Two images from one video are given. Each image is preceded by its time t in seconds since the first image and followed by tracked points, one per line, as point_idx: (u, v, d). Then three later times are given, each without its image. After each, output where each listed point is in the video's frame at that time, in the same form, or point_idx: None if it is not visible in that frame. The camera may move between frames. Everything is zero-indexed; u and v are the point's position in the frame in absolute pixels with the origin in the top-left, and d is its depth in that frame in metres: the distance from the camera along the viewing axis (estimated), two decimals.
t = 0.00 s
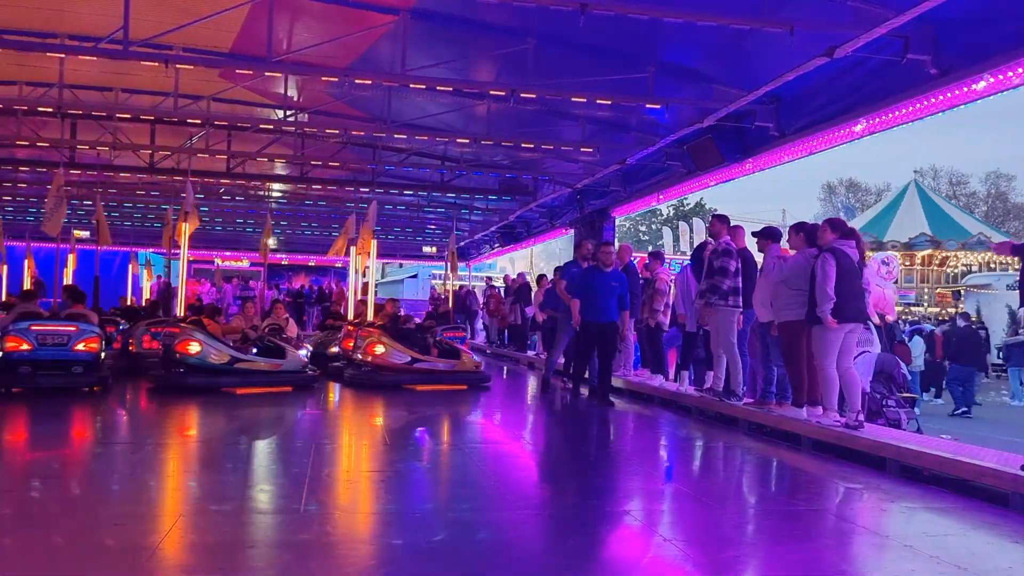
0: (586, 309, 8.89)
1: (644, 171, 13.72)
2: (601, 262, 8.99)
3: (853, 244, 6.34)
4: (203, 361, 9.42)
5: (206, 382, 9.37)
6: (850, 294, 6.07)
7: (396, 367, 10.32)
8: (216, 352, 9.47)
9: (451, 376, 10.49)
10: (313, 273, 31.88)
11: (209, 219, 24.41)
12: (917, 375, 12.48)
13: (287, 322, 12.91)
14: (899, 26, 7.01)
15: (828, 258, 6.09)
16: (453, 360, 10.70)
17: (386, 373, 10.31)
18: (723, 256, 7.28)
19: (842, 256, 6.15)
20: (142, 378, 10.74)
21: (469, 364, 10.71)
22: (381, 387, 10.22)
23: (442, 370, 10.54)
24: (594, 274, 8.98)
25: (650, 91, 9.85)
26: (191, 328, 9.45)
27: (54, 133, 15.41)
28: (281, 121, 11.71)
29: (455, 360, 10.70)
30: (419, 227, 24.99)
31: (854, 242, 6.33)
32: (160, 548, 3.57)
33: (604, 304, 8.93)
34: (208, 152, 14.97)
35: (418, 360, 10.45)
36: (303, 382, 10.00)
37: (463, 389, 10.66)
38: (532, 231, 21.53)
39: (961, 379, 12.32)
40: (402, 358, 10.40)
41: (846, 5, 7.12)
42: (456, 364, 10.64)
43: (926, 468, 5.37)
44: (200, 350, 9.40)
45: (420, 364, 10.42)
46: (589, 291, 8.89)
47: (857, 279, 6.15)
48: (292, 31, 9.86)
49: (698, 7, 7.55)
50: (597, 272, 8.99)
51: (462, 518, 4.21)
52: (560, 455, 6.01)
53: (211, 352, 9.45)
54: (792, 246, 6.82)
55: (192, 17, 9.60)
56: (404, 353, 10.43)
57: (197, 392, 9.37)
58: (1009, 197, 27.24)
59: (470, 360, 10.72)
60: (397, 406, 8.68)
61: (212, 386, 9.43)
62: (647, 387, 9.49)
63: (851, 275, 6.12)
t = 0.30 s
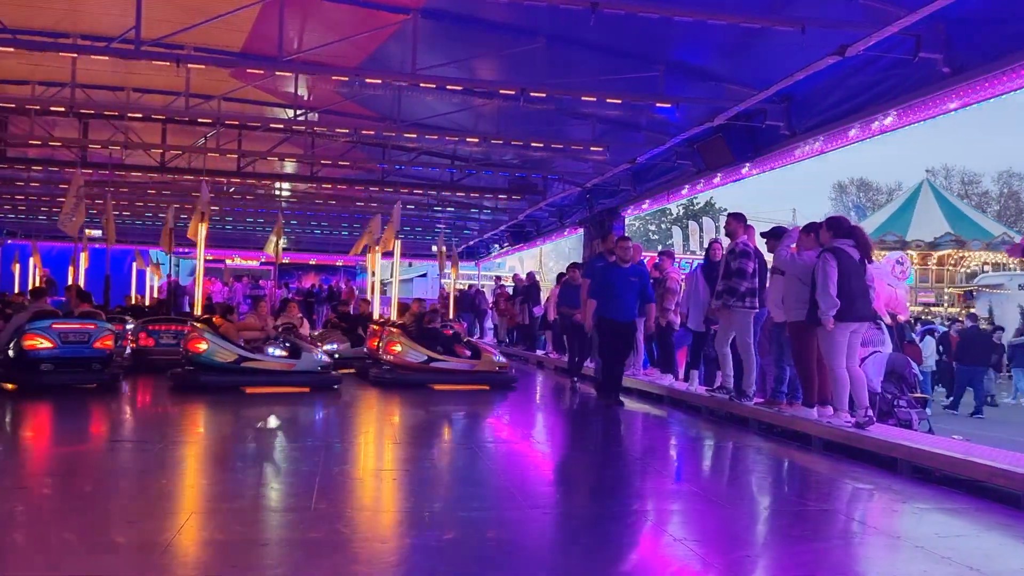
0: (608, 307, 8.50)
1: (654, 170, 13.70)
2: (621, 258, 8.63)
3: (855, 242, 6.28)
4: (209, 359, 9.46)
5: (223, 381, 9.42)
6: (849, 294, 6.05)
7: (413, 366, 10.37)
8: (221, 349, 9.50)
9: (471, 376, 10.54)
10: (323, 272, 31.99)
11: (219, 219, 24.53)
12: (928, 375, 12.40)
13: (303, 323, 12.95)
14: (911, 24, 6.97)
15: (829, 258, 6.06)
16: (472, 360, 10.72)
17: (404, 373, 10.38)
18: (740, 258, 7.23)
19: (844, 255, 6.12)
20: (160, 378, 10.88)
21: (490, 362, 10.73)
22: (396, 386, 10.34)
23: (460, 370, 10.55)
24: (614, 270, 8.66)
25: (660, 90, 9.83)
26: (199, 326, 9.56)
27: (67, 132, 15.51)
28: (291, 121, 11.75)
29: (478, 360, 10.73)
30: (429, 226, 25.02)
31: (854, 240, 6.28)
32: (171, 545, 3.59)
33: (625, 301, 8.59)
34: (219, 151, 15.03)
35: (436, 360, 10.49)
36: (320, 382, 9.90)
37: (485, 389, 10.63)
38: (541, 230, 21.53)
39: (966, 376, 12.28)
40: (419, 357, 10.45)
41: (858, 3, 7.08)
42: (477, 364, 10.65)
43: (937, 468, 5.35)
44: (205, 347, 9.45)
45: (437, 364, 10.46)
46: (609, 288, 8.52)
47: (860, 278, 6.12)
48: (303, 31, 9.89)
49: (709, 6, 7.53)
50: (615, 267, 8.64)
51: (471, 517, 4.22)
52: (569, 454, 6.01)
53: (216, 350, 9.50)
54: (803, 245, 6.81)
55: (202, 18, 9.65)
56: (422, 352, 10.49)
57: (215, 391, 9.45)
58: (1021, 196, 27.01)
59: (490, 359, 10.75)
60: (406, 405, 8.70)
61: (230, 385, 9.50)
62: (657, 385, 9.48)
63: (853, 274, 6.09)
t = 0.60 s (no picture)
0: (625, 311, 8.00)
1: (664, 169, 13.67)
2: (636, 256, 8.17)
3: (861, 238, 6.22)
4: (238, 358, 9.58)
5: (253, 379, 9.43)
6: (856, 291, 6.02)
7: (418, 365, 10.45)
8: (249, 348, 9.58)
9: (480, 376, 10.51)
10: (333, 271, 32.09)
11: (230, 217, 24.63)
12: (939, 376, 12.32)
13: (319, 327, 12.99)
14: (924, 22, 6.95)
15: (832, 256, 6.05)
16: (477, 360, 10.61)
17: (410, 372, 10.47)
18: (755, 259, 7.19)
19: (847, 253, 6.11)
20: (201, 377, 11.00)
21: (495, 364, 10.61)
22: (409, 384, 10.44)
23: (466, 370, 10.53)
24: (630, 269, 8.10)
25: (670, 88, 9.81)
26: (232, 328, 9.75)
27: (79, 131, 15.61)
28: (302, 120, 11.79)
29: (479, 360, 10.64)
30: (438, 225, 25.04)
31: (858, 237, 6.25)
32: (183, 541, 3.62)
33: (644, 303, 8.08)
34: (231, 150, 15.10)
35: (439, 358, 10.49)
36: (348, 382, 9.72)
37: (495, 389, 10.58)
38: (551, 229, 21.52)
39: (967, 371, 12.34)
40: (423, 356, 10.49)
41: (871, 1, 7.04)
42: (480, 364, 10.59)
43: (950, 469, 5.32)
44: (234, 346, 9.58)
45: (440, 363, 10.46)
46: (626, 288, 8.04)
47: (865, 276, 6.08)
48: (314, 30, 9.93)
49: (720, 4, 7.50)
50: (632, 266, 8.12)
51: (482, 515, 4.23)
52: (579, 454, 6.00)
53: (244, 349, 9.58)
54: (813, 244, 6.78)
55: (214, 16, 9.68)
56: (425, 350, 10.53)
57: (246, 390, 9.47)
58: None
59: (498, 360, 10.64)
60: (415, 403, 8.72)
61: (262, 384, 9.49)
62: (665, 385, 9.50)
63: (858, 273, 6.05)
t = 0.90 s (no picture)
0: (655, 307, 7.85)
1: (678, 166, 13.61)
2: (665, 253, 8.04)
3: (877, 234, 6.18)
4: (279, 357, 9.63)
5: (294, 378, 9.48)
6: (872, 287, 5.97)
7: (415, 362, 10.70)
8: (290, 347, 9.61)
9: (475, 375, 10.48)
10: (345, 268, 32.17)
11: (244, 215, 24.72)
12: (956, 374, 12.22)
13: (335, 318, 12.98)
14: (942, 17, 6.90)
15: (847, 253, 6.04)
16: (470, 359, 10.60)
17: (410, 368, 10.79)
18: (767, 256, 7.15)
19: (863, 250, 6.08)
20: (245, 373, 11.07)
21: (489, 364, 10.58)
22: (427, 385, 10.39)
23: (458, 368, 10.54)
24: (657, 265, 7.95)
25: (684, 85, 9.77)
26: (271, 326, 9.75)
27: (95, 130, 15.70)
28: (315, 118, 11.81)
29: (471, 358, 10.61)
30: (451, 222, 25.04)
31: (873, 234, 6.21)
32: (198, 537, 3.63)
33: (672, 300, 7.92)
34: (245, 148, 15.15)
35: (433, 356, 10.61)
36: (388, 382, 9.67)
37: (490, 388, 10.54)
38: (564, 226, 21.48)
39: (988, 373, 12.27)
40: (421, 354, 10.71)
41: None
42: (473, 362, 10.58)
43: (967, 468, 5.27)
44: (274, 345, 9.63)
45: (434, 360, 10.58)
46: (657, 286, 7.87)
47: (882, 273, 6.03)
48: (327, 28, 9.94)
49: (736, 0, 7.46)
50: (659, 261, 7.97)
51: (496, 513, 4.22)
52: (593, 452, 5.99)
53: (284, 347, 9.62)
54: (828, 241, 6.75)
55: (228, 14, 9.71)
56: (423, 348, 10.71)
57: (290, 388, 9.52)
58: None
59: (492, 359, 10.58)
60: (429, 401, 8.72)
61: (306, 383, 9.53)
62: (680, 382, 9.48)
63: (874, 269, 6.01)
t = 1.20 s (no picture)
0: (693, 304, 7.44)
1: (697, 163, 13.54)
2: (708, 246, 7.64)
3: (903, 232, 6.09)
4: (323, 354, 9.61)
5: (333, 377, 9.50)
6: (899, 286, 5.91)
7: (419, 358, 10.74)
8: (335, 345, 9.60)
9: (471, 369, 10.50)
10: (364, 266, 32.29)
11: (264, 214, 24.91)
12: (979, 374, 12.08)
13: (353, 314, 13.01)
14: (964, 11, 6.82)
15: (873, 251, 5.98)
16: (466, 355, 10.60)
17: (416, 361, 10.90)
18: (785, 253, 7.10)
19: (888, 248, 6.01)
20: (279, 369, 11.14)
21: (484, 362, 10.58)
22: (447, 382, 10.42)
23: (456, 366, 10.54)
24: (697, 261, 7.57)
25: (703, 82, 9.71)
26: (315, 324, 9.71)
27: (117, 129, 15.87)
28: (334, 116, 11.86)
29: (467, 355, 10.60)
30: (469, 220, 25.07)
31: (899, 231, 6.13)
32: (218, 533, 3.66)
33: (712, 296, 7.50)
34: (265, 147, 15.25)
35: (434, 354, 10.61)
36: (428, 379, 9.78)
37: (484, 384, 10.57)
38: (582, 224, 21.45)
39: (1007, 371, 12.21)
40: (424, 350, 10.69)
41: None
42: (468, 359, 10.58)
43: (990, 466, 5.21)
44: (320, 344, 9.61)
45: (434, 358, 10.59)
46: (694, 279, 7.48)
47: (908, 270, 5.96)
48: (346, 27, 9.99)
49: None
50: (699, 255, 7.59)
51: (513, 511, 4.22)
52: (611, 450, 5.98)
53: (330, 345, 9.61)
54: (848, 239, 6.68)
55: (248, 14, 9.79)
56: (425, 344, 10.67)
57: (327, 387, 9.55)
58: None
59: (487, 356, 10.58)
60: (447, 398, 8.73)
61: (345, 381, 9.57)
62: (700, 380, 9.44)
63: (900, 266, 5.94)
